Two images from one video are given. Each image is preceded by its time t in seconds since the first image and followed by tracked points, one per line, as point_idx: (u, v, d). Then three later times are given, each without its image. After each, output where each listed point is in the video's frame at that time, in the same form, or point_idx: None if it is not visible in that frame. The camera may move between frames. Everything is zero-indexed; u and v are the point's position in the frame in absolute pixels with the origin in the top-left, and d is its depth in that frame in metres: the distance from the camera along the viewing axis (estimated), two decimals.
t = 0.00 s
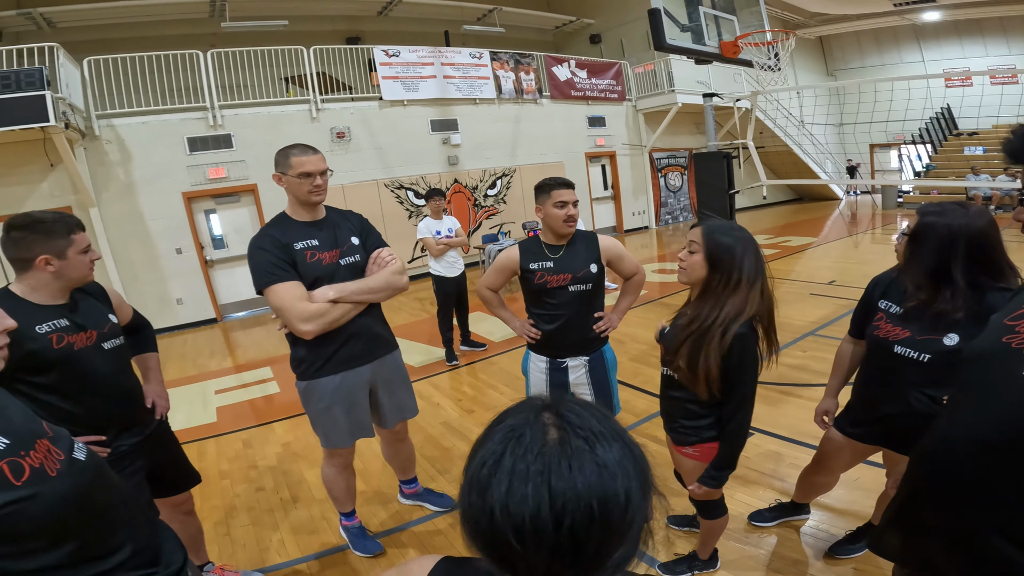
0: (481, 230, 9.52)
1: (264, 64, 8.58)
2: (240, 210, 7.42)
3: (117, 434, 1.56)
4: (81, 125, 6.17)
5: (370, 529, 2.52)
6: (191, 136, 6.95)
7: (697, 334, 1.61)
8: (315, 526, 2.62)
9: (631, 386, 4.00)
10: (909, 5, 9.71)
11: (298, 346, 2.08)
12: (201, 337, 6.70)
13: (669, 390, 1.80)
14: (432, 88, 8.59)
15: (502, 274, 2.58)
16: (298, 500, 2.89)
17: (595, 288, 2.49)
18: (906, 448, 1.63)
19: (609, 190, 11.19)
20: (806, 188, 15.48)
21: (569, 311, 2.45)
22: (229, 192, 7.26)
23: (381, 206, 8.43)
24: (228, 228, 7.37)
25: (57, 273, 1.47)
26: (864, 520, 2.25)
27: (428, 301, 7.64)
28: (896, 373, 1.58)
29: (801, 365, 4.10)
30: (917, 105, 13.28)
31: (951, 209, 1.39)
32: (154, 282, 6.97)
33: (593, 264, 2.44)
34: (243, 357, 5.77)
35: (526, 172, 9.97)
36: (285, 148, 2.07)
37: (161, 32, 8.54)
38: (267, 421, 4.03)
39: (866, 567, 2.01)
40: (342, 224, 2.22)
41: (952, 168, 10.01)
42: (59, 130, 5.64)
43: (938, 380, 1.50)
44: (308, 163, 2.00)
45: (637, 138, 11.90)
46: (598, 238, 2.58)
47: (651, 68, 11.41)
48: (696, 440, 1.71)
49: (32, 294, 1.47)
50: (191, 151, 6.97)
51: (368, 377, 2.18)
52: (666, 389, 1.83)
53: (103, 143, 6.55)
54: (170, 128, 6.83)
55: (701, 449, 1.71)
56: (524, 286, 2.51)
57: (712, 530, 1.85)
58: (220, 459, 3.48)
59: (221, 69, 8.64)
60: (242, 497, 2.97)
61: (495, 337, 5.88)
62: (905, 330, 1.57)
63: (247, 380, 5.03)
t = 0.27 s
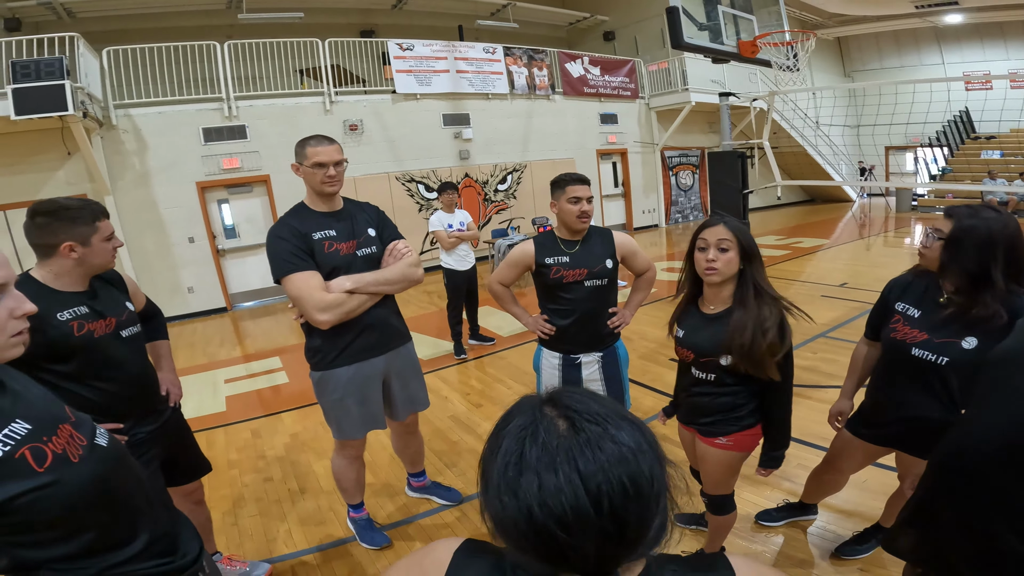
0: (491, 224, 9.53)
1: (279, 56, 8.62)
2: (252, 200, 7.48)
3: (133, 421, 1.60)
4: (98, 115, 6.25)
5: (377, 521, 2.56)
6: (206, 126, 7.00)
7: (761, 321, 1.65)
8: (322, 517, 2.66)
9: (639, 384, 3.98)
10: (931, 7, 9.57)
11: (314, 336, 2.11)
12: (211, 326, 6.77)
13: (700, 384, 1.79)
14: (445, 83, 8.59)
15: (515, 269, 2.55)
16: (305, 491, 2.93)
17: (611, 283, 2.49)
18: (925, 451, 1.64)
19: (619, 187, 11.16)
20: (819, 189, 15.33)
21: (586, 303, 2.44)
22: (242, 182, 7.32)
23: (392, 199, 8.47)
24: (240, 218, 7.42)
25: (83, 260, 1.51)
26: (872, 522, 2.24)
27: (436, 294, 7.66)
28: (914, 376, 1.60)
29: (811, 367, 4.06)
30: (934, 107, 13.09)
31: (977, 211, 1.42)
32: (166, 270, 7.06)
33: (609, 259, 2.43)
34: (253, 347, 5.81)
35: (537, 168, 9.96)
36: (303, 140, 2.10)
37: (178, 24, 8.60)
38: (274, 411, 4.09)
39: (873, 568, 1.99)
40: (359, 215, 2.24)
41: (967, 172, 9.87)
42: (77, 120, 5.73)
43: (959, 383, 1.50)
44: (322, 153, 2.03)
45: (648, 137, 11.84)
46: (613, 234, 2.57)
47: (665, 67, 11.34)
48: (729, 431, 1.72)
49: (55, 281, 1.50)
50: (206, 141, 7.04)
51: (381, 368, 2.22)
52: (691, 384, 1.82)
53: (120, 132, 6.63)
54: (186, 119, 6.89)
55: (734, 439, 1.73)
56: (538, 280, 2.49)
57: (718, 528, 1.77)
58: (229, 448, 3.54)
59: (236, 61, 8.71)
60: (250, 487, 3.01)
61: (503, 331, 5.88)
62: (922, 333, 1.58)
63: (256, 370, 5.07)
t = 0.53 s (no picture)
0: (499, 221, 9.50)
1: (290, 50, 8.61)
2: (262, 192, 7.50)
3: (139, 410, 1.60)
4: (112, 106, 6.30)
5: (381, 515, 2.56)
6: (219, 119, 7.02)
7: (782, 315, 1.64)
8: (326, 511, 2.66)
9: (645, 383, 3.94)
10: (950, 10, 9.42)
11: (323, 326, 2.10)
12: (218, 318, 6.80)
13: (719, 382, 1.75)
14: (455, 78, 8.56)
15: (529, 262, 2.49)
16: (309, 484, 2.93)
17: (622, 278, 2.43)
18: (942, 455, 1.61)
19: (629, 186, 11.09)
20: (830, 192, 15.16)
21: (601, 299, 2.39)
22: (252, 175, 7.34)
23: (400, 194, 8.46)
24: (250, 210, 7.45)
25: (96, 250, 1.49)
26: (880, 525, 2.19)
27: (443, 290, 7.65)
28: (932, 378, 1.57)
29: (821, 368, 4.01)
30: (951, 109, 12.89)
31: None
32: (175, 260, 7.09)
33: (622, 255, 2.37)
34: (259, 339, 5.83)
35: (546, 165, 9.92)
36: (313, 130, 2.08)
37: (192, 17, 8.61)
38: (280, 403, 4.10)
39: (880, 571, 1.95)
40: (370, 204, 2.22)
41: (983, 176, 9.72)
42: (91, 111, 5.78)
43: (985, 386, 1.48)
44: (331, 144, 2.01)
45: (659, 135, 11.75)
46: (626, 228, 2.50)
47: (677, 66, 11.24)
48: (748, 424, 1.70)
49: (66, 269, 1.49)
50: (218, 133, 7.06)
51: (391, 360, 2.20)
52: (710, 382, 1.78)
53: (133, 124, 6.67)
54: (199, 111, 6.92)
55: (751, 433, 1.72)
56: (550, 274, 2.44)
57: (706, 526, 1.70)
58: (235, 439, 3.55)
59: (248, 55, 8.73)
60: (254, 479, 3.01)
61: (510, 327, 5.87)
62: (944, 335, 1.54)
63: (262, 362, 5.08)
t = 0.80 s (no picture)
0: (504, 219, 9.46)
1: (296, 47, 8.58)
2: (268, 189, 7.47)
3: (141, 408, 1.56)
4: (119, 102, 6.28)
5: (385, 514, 2.51)
6: (226, 116, 6.99)
7: (770, 318, 1.56)
8: (329, 509, 2.61)
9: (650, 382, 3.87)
10: (962, 10, 9.30)
11: (328, 324, 2.05)
12: (222, 314, 6.77)
13: (709, 383, 1.69)
14: (461, 77, 8.50)
15: (536, 259, 2.45)
16: (312, 482, 2.89)
17: (632, 278, 2.34)
18: (958, 457, 1.54)
19: (634, 186, 11.02)
20: (838, 192, 15.04)
21: (605, 299, 2.31)
22: (258, 171, 7.31)
23: (404, 192, 8.42)
24: (255, 206, 7.42)
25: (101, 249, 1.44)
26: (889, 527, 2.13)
27: (447, 288, 7.61)
28: (949, 382, 1.50)
29: (829, 368, 3.93)
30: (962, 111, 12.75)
31: None
32: (181, 256, 7.07)
33: (630, 254, 2.30)
34: (263, 336, 5.79)
35: (552, 164, 9.86)
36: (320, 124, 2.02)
37: (199, 15, 8.58)
38: (284, 400, 4.06)
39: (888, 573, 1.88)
40: (375, 200, 2.17)
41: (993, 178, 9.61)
42: (98, 108, 5.77)
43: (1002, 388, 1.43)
44: (341, 138, 1.96)
45: (665, 135, 11.66)
46: (635, 227, 2.41)
47: (684, 65, 11.15)
48: (741, 429, 1.62)
49: (72, 265, 1.45)
50: (225, 130, 7.04)
51: (396, 358, 2.15)
52: (705, 385, 1.70)
53: (140, 120, 6.64)
54: (205, 108, 6.89)
55: (744, 439, 1.63)
56: (556, 272, 2.40)
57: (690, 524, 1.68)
58: (239, 437, 3.51)
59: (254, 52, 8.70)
60: (257, 477, 2.97)
61: (514, 326, 5.82)
62: (963, 337, 1.47)
63: (266, 359, 5.05)
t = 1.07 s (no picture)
0: (507, 219, 9.43)
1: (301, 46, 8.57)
2: (272, 187, 7.48)
3: (141, 405, 1.55)
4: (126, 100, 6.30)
5: (385, 513, 2.50)
6: (230, 114, 7.00)
7: (753, 325, 1.52)
8: (330, 508, 2.61)
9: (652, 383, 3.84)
10: (971, 10, 9.23)
11: (331, 322, 2.04)
12: (226, 312, 6.78)
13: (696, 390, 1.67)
14: (465, 76, 8.48)
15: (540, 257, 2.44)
16: (314, 481, 2.88)
17: (633, 280, 2.31)
18: (964, 461, 1.52)
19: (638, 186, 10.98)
20: (843, 193, 14.96)
21: (603, 301, 2.29)
22: (263, 170, 7.31)
23: (408, 191, 8.41)
24: (259, 204, 7.42)
25: (79, 240, 1.42)
26: (890, 529, 2.10)
27: (450, 287, 7.60)
28: (952, 385, 1.49)
29: (833, 370, 3.90)
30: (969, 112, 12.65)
31: None
32: (185, 253, 7.09)
33: (632, 255, 2.26)
34: (266, 334, 5.80)
35: (555, 164, 9.83)
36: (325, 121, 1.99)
37: (203, 13, 8.59)
38: (286, 399, 4.05)
39: None
40: (379, 199, 2.16)
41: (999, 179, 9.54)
42: (103, 104, 5.78)
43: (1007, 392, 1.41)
44: (352, 137, 1.95)
45: (669, 135, 11.61)
46: (639, 228, 2.37)
47: (689, 65, 11.11)
48: (732, 436, 1.61)
49: (72, 262, 1.45)
50: (229, 129, 7.04)
51: (397, 357, 2.14)
52: (691, 391, 1.69)
53: (146, 118, 6.65)
54: (210, 106, 6.90)
55: (736, 444, 1.62)
56: (559, 271, 2.38)
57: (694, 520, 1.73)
58: (241, 435, 3.50)
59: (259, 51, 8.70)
60: (258, 475, 2.97)
61: (516, 325, 5.80)
62: (969, 340, 1.45)
63: (269, 357, 5.04)
